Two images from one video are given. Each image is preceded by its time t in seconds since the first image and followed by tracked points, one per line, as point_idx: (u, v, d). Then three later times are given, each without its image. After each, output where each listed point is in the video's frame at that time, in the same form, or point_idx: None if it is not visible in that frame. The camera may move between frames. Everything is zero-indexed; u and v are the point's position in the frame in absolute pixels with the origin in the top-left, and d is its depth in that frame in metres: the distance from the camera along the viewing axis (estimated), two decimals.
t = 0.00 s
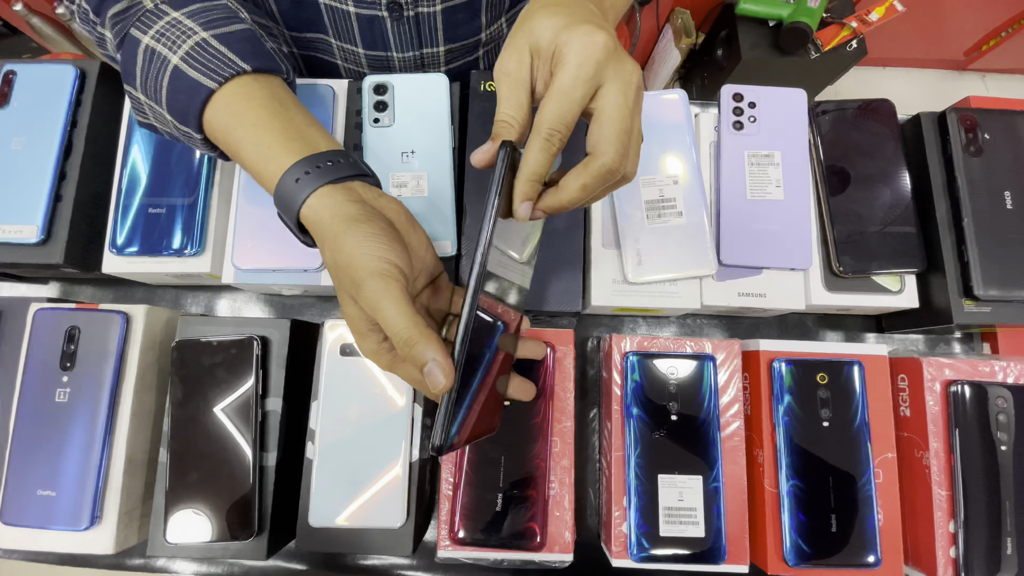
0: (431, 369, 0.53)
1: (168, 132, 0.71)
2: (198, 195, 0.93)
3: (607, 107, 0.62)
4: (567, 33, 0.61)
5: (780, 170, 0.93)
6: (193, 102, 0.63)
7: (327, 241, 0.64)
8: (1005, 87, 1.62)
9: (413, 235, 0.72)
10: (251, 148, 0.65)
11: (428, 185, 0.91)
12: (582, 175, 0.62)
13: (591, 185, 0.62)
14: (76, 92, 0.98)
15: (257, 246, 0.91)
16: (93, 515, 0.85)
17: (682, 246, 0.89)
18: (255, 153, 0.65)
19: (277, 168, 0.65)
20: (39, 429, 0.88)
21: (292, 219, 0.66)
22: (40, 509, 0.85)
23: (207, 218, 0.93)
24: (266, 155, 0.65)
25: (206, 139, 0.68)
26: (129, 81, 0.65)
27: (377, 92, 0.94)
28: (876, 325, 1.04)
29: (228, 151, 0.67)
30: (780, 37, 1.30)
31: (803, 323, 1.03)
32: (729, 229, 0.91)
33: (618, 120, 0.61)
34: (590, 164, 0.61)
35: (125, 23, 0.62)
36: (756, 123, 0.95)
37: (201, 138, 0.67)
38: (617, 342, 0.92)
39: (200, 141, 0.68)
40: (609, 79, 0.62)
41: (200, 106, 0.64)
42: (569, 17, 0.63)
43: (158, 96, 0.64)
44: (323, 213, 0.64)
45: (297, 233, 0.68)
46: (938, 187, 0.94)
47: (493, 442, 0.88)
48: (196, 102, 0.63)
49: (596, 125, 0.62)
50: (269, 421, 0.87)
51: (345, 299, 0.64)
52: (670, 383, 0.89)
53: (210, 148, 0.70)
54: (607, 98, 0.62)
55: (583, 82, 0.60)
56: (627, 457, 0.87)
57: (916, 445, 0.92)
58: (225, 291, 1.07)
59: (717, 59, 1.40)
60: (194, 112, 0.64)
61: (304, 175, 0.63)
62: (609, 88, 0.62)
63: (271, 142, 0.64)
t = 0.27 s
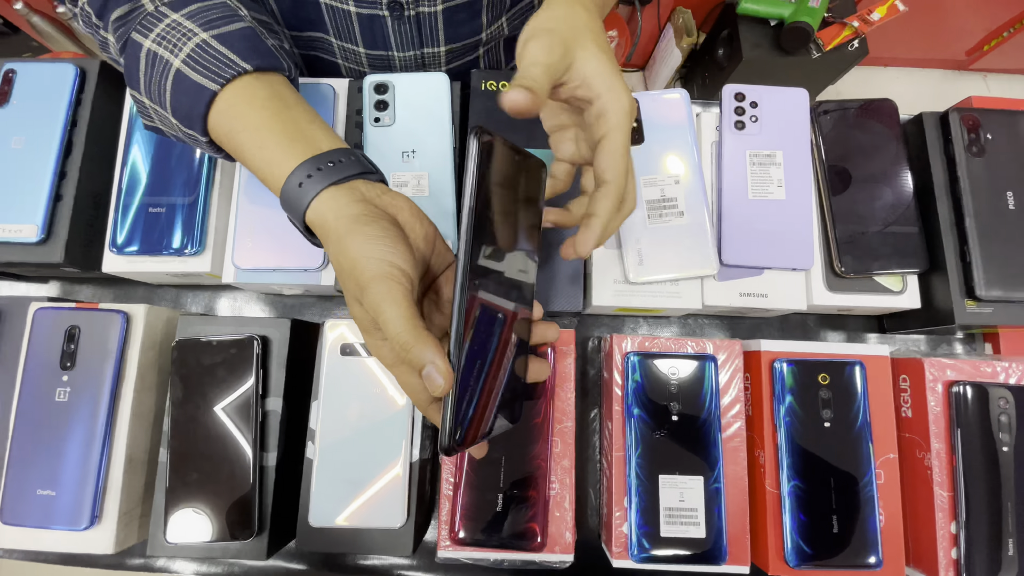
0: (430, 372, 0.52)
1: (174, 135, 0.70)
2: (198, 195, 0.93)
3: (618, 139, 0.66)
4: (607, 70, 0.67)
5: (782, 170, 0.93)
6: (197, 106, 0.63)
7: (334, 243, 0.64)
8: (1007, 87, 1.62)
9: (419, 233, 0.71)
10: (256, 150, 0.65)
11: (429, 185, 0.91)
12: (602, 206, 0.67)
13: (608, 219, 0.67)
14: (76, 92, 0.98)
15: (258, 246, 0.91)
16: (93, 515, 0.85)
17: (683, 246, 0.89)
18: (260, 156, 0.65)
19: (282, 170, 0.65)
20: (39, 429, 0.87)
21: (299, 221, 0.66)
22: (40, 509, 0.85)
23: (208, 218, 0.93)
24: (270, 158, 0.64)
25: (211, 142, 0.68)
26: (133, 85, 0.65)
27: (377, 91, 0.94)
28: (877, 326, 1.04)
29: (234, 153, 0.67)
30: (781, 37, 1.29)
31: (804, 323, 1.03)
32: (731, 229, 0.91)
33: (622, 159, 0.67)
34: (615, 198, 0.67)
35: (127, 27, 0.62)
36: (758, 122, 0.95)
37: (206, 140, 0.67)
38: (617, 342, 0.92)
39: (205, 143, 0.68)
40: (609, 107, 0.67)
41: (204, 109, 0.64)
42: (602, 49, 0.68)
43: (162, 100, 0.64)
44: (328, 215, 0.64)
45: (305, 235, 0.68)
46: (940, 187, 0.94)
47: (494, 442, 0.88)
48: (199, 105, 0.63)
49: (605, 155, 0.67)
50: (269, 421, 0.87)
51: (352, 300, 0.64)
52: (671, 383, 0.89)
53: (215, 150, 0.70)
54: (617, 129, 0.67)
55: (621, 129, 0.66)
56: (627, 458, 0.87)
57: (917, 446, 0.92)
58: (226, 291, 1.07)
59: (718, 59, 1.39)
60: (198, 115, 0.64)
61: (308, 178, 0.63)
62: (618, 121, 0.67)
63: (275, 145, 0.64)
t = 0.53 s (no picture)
0: (427, 376, 0.53)
1: (181, 137, 0.71)
2: (201, 193, 0.93)
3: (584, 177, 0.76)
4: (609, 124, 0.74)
5: (785, 169, 0.92)
6: (204, 109, 0.63)
7: (336, 243, 0.64)
8: (1010, 87, 1.61)
9: (423, 231, 0.71)
10: (263, 154, 0.65)
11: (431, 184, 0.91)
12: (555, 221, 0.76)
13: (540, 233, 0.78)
14: (79, 90, 0.98)
15: (260, 245, 0.91)
16: (96, 513, 0.85)
17: (685, 245, 0.88)
18: (266, 159, 0.65)
19: (289, 173, 0.65)
20: (43, 427, 0.88)
21: (307, 223, 0.66)
22: (43, 507, 0.86)
23: (210, 216, 0.93)
24: (278, 161, 0.65)
25: (218, 145, 0.68)
26: (139, 88, 0.65)
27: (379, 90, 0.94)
28: (880, 325, 1.03)
29: (242, 156, 0.68)
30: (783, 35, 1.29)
31: (806, 323, 1.03)
32: (733, 228, 0.90)
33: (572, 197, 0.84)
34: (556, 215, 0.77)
35: (133, 29, 0.62)
36: (761, 121, 0.94)
37: (213, 143, 0.67)
38: (619, 342, 0.91)
39: (212, 146, 0.68)
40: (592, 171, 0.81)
41: (211, 112, 0.64)
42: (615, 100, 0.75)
43: (168, 103, 0.64)
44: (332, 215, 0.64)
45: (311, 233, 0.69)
46: (944, 186, 0.94)
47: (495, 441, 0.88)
48: (206, 108, 0.63)
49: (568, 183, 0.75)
50: (272, 420, 0.87)
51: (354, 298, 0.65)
52: (673, 383, 0.89)
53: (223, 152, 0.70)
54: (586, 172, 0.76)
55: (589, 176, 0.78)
56: (629, 457, 0.87)
57: (920, 446, 0.92)
58: (228, 290, 1.08)
59: (720, 58, 1.39)
60: (205, 118, 0.64)
61: (314, 181, 0.63)
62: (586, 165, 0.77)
63: (282, 148, 0.64)
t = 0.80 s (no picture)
0: (408, 379, 0.56)
1: (175, 132, 0.70)
2: (202, 192, 0.92)
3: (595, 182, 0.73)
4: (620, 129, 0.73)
5: (792, 167, 0.91)
6: (196, 102, 0.62)
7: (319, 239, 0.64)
8: (1018, 83, 1.60)
9: (413, 227, 0.69)
10: (252, 148, 0.64)
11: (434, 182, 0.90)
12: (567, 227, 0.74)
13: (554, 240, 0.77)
14: (79, 89, 0.98)
15: (262, 244, 0.90)
16: (97, 514, 0.84)
17: (691, 244, 0.87)
18: (256, 155, 0.65)
19: (278, 168, 0.64)
20: (43, 428, 0.87)
21: (294, 218, 0.66)
22: (44, 508, 0.85)
23: (211, 215, 0.92)
24: (267, 156, 0.64)
25: (211, 140, 0.67)
26: (133, 81, 0.64)
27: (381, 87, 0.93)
28: (887, 325, 1.02)
29: (232, 150, 0.67)
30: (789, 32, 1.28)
31: (813, 322, 1.02)
32: (739, 226, 0.89)
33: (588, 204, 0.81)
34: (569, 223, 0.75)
35: (126, 21, 0.61)
36: (767, 118, 0.93)
37: (205, 138, 0.66)
38: (624, 342, 0.90)
39: (204, 141, 0.67)
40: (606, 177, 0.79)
41: (202, 106, 0.63)
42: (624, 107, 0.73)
43: (161, 96, 0.63)
44: (317, 212, 0.64)
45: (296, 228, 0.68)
46: (953, 184, 0.92)
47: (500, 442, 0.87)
48: (198, 102, 0.62)
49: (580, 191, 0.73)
50: (274, 421, 0.87)
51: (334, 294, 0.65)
52: (679, 384, 0.88)
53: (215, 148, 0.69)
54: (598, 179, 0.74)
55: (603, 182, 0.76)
56: (634, 459, 0.86)
57: (929, 446, 0.91)
58: (230, 289, 1.07)
59: (724, 55, 1.38)
60: (197, 112, 0.63)
61: (302, 177, 0.63)
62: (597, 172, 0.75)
63: (271, 143, 0.64)
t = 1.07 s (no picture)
0: (417, 378, 0.60)
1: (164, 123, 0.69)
2: (201, 191, 0.92)
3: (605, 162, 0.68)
4: (617, 101, 0.67)
5: (798, 164, 0.90)
6: (183, 94, 0.62)
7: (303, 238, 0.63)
8: None
9: (398, 230, 0.70)
10: (238, 142, 0.64)
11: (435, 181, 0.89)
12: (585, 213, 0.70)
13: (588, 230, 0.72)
14: (79, 87, 0.97)
15: (262, 244, 0.90)
16: (98, 516, 0.84)
17: (695, 243, 0.86)
18: (242, 148, 0.64)
19: (262, 163, 0.63)
20: (44, 430, 0.87)
21: (276, 214, 0.65)
22: (45, 511, 0.85)
23: (211, 215, 0.91)
24: (252, 150, 0.63)
25: (199, 132, 0.67)
26: (123, 72, 0.63)
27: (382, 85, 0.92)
28: (894, 324, 1.01)
29: (218, 142, 0.66)
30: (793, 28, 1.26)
31: (820, 321, 1.01)
32: (744, 224, 0.88)
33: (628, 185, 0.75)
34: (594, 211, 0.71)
35: (117, 12, 0.60)
36: (773, 114, 0.92)
37: (193, 130, 0.66)
38: (628, 341, 0.89)
39: (192, 133, 0.67)
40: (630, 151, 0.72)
41: (189, 98, 0.62)
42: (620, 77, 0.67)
43: (149, 86, 0.62)
44: (301, 211, 0.63)
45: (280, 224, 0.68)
46: (962, 181, 0.91)
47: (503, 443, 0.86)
48: (186, 94, 0.62)
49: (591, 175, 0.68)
50: (274, 422, 0.86)
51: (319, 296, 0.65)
52: (683, 384, 0.87)
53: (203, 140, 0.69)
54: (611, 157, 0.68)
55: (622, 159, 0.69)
56: (638, 460, 0.85)
57: (937, 447, 0.90)
58: (230, 289, 1.06)
59: (727, 52, 1.36)
60: (185, 103, 0.63)
61: (285, 172, 0.62)
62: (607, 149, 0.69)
63: (257, 137, 0.63)
